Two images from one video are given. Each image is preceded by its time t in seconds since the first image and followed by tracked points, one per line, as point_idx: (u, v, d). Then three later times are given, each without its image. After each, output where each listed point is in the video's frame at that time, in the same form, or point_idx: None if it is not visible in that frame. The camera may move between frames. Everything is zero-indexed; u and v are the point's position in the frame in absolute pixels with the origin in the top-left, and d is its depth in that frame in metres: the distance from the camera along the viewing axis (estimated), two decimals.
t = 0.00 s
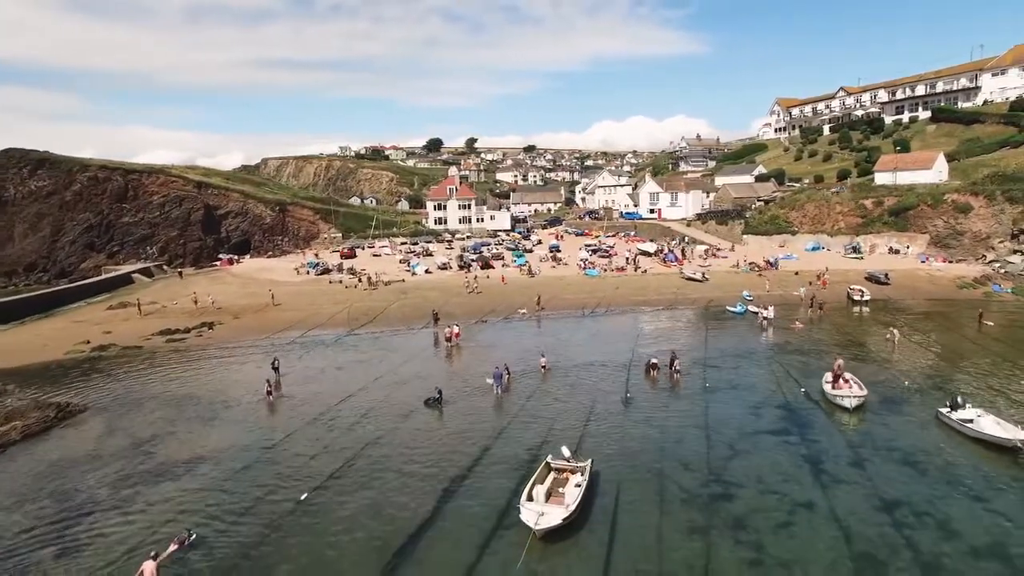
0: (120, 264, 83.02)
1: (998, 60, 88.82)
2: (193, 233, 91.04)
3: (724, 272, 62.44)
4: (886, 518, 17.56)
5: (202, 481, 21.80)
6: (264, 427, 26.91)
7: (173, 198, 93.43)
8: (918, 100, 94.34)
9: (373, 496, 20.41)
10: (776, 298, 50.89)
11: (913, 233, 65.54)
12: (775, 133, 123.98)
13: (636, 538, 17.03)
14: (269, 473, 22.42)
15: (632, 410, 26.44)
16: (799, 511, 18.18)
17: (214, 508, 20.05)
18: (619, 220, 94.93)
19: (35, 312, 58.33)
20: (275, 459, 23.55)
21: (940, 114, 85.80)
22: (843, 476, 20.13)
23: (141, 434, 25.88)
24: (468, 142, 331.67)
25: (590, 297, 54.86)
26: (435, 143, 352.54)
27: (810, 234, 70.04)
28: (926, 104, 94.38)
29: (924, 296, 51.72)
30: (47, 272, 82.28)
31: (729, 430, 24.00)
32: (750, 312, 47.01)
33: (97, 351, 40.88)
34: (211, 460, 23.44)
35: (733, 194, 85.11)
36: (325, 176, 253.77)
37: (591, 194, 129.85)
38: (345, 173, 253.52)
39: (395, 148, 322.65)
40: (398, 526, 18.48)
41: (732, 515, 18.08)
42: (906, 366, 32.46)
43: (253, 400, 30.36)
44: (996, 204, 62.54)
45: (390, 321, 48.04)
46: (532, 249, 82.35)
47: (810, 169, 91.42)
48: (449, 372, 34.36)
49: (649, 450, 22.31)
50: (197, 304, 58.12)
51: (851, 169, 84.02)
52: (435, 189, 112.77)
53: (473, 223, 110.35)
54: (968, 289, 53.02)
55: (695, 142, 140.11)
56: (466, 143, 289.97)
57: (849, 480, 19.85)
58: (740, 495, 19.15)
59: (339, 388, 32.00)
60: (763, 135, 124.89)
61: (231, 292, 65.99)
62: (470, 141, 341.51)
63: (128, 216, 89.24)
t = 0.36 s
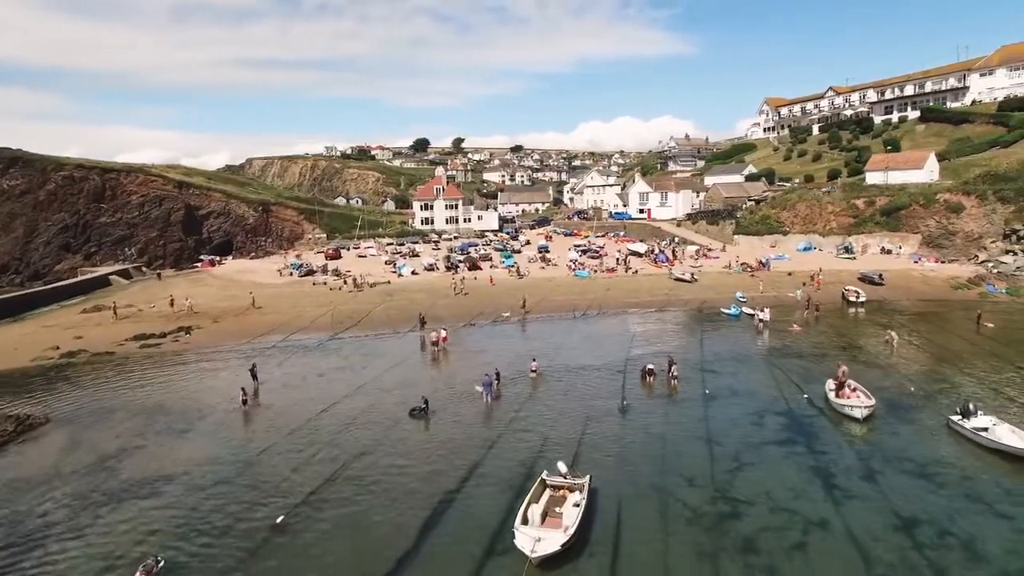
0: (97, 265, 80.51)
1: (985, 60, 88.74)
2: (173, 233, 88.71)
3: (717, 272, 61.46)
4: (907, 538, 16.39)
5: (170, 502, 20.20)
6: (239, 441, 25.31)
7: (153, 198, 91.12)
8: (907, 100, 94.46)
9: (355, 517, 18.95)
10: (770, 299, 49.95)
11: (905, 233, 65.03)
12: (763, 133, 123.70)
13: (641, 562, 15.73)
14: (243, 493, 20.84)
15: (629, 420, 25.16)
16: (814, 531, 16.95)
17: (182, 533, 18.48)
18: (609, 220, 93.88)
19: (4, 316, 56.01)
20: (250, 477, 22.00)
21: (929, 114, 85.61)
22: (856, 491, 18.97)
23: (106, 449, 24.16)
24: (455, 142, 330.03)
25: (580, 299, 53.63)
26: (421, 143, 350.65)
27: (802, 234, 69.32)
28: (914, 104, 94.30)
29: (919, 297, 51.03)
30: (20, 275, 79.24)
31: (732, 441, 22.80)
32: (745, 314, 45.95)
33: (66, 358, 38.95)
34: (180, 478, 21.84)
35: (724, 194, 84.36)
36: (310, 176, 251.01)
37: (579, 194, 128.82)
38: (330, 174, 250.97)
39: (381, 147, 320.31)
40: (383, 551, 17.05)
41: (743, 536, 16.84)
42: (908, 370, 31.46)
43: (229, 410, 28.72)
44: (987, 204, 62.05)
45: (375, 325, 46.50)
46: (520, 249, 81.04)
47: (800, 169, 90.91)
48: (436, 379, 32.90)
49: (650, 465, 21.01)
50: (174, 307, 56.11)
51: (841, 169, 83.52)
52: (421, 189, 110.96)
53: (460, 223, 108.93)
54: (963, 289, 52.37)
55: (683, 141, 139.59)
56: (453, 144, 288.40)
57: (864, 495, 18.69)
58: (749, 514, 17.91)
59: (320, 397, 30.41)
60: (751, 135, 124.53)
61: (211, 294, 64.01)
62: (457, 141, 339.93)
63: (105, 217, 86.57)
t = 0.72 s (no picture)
0: (75, 267, 78.08)
1: (974, 60, 88.68)
2: (154, 234, 86.53)
3: (710, 273, 60.45)
4: (930, 560, 15.28)
5: (136, 524, 18.71)
6: (213, 454, 23.73)
7: (133, 198, 88.73)
8: (896, 99, 94.26)
9: (336, 540, 17.56)
10: (765, 301, 49.05)
11: (898, 233, 64.49)
12: (752, 132, 123.41)
13: None
14: (216, 513, 19.39)
15: (628, 429, 23.94)
16: (830, 552, 15.81)
17: (147, 559, 17.00)
18: (599, 220, 92.80)
19: None
20: (224, 495, 20.47)
21: (918, 113, 85.33)
22: (871, 506, 17.84)
23: (69, 465, 22.55)
24: (442, 142, 328.33)
25: (572, 300, 52.44)
26: (409, 143, 348.79)
27: (794, 234, 68.54)
28: (903, 103, 94.09)
29: (915, 297, 50.34)
30: None
31: (737, 452, 21.65)
32: (740, 316, 44.95)
33: (35, 364, 37.09)
34: (148, 497, 20.33)
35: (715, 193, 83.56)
36: (297, 176, 248.33)
37: (568, 194, 127.83)
38: (317, 173, 248.37)
39: (368, 147, 317.94)
40: None
41: (755, 559, 15.65)
42: (913, 374, 30.43)
43: (204, 421, 27.12)
44: (981, 204, 61.58)
45: (361, 328, 45.02)
46: (510, 250, 79.70)
47: (790, 168, 90.42)
48: (424, 386, 31.44)
49: (652, 479, 19.81)
50: (153, 310, 54.24)
51: (833, 169, 83.04)
52: (408, 189, 109.28)
53: (448, 223, 107.48)
54: (959, 289, 51.65)
55: (673, 141, 139.02)
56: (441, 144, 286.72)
57: (879, 511, 17.58)
58: (760, 533, 16.73)
59: (302, 406, 28.86)
60: (741, 134, 124.18)
61: (192, 296, 62.13)
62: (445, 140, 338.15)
63: (82, 217, 83.71)
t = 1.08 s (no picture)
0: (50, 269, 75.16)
1: (963, 60, 88.54)
2: (134, 234, 84.30)
3: (703, 274, 59.57)
4: None
5: (97, 552, 17.21)
6: (186, 469, 22.22)
7: (112, 197, 86.34)
8: (886, 99, 94.04)
9: (316, 567, 16.19)
10: (760, 302, 48.13)
11: (891, 233, 63.94)
12: (742, 132, 123.08)
13: None
14: (186, 537, 17.91)
15: (626, 440, 22.72)
16: None
17: None
18: (589, 220, 91.68)
19: None
20: (195, 517, 19.02)
21: (909, 113, 85.00)
22: (890, 524, 16.72)
23: (28, 485, 20.95)
24: (430, 141, 326.09)
25: (563, 302, 51.22)
26: (396, 143, 346.76)
27: (787, 234, 67.81)
28: (893, 103, 93.83)
29: (910, 297, 49.64)
30: None
31: (743, 465, 20.48)
32: (735, 317, 43.92)
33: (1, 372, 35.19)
34: (112, 520, 18.82)
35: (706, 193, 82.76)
36: (283, 176, 245.61)
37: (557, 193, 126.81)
38: (303, 173, 245.63)
39: (355, 147, 315.12)
40: None
41: None
42: (917, 377, 29.47)
43: (176, 432, 25.56)
44: (973, 204, 61.05)
45: (346, 332, 43.52)
46: (499, 250, 78.46)
47: (781, 168, 89.95)
48: (410, 393, 30.01)
49: (656, 497, 18.60)
50: (129, 313, 52.31)
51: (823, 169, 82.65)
52: (395, 188, 107.59)
53: (436, 224, 105.98)
54: (955, 290, 50.96)
55: (662, 140, 138.40)
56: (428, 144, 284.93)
57: (898, 530, 16.46)
58: (774, 556, 15.56)
59: (282, 416, 27.37)
60: (730, 134, 123.81)
61: (171, 299, 60.19)
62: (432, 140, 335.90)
63: (59, 217, 80.83)
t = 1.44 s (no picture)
0: (23, 270, 72.72)
1: (951, 60, 88.44)
2: (111, 235, 81.73)
3: (694, 274, 58.67)
4: None
5: None
6: (150, 486, 20.66)
7: (88, 196, 83.69)
8: (874, 98, 93.94)
9: None
10: (753, 303, 47.28)
11: (882, 232, 63.57)
12: (730, 131, 122.84)
13: None
14: (147, 565, 16.45)
15: (622, 451, 21.52)
16: None
17: None
18: (577, 220, 90.54)
19: None
20: (158, 541, 17.55)
21: (897, 113, 84.78)
22: (907, 544, 15.62)
23: None
24: (417, 140, 324.34)
25: (552, 303, 50.05)
26: (382, 143, 344.62)
27: (777, 234, 67.35)
28: (881, 102, 93.70)
29: (903, 298, 49.05)
30: None
31: (747, 479, 19.32)
32: (729, 318, 42.97)
33: None
34: (66, 548, 17.28)
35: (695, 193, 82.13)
36: (267, 176, 242.74)
37: (545, 193, 125.84)
38: (287, 173, 242.81)
39: (340, 146, 312.26)
40: None
41: None
42: (919, 381, 28.53)
43: (142, 444, 23.93)
44: (964, 204, 60.61)
45: (329, 335, 42.06)
46: (486, 250, 77.15)
47: (770, 168, 89.70)
48: (395, 401, 28.64)
49: (656, 515, 17.39)
50: (103, 316, 50.35)
51: (813, 168, 82.45)
52: (381, 188, 105.99)
53: (422, 224, 104.50)
54: (948, 290, 50.29)
55: (650, 139, 137.83)
56: (415, 143, 282.98)
57: (917, 550, 15.37)
58: None
59: (258, 426, 25.86)
60: (718, 134, 123.56)
61: (148, 301, 58.26)
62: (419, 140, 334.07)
63: (32, 216, 78.28)
